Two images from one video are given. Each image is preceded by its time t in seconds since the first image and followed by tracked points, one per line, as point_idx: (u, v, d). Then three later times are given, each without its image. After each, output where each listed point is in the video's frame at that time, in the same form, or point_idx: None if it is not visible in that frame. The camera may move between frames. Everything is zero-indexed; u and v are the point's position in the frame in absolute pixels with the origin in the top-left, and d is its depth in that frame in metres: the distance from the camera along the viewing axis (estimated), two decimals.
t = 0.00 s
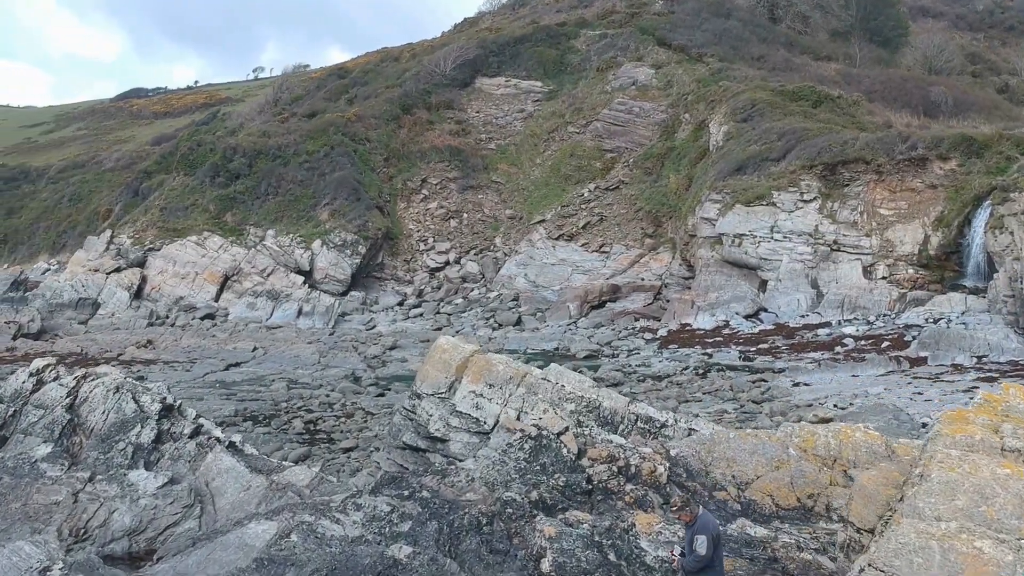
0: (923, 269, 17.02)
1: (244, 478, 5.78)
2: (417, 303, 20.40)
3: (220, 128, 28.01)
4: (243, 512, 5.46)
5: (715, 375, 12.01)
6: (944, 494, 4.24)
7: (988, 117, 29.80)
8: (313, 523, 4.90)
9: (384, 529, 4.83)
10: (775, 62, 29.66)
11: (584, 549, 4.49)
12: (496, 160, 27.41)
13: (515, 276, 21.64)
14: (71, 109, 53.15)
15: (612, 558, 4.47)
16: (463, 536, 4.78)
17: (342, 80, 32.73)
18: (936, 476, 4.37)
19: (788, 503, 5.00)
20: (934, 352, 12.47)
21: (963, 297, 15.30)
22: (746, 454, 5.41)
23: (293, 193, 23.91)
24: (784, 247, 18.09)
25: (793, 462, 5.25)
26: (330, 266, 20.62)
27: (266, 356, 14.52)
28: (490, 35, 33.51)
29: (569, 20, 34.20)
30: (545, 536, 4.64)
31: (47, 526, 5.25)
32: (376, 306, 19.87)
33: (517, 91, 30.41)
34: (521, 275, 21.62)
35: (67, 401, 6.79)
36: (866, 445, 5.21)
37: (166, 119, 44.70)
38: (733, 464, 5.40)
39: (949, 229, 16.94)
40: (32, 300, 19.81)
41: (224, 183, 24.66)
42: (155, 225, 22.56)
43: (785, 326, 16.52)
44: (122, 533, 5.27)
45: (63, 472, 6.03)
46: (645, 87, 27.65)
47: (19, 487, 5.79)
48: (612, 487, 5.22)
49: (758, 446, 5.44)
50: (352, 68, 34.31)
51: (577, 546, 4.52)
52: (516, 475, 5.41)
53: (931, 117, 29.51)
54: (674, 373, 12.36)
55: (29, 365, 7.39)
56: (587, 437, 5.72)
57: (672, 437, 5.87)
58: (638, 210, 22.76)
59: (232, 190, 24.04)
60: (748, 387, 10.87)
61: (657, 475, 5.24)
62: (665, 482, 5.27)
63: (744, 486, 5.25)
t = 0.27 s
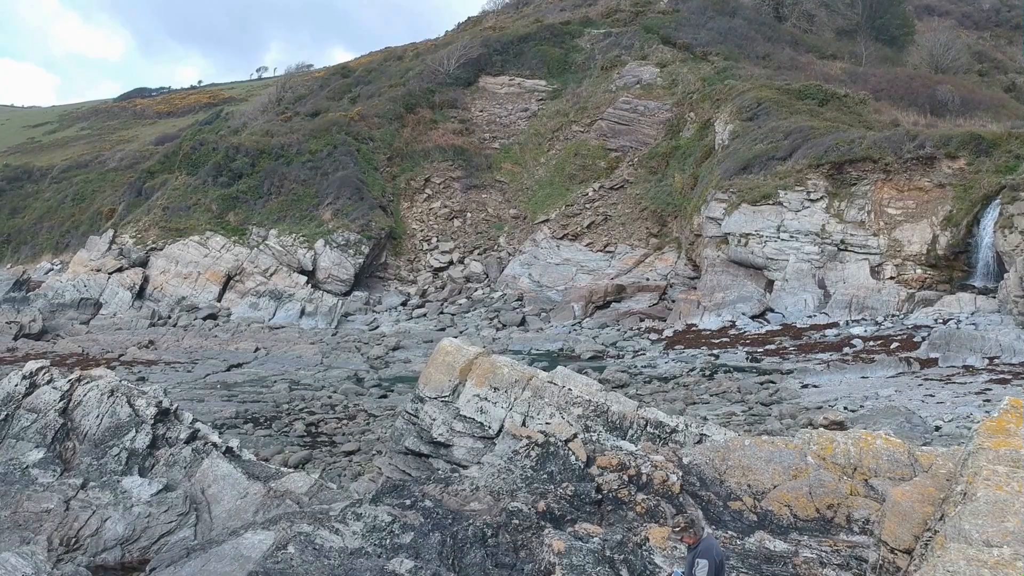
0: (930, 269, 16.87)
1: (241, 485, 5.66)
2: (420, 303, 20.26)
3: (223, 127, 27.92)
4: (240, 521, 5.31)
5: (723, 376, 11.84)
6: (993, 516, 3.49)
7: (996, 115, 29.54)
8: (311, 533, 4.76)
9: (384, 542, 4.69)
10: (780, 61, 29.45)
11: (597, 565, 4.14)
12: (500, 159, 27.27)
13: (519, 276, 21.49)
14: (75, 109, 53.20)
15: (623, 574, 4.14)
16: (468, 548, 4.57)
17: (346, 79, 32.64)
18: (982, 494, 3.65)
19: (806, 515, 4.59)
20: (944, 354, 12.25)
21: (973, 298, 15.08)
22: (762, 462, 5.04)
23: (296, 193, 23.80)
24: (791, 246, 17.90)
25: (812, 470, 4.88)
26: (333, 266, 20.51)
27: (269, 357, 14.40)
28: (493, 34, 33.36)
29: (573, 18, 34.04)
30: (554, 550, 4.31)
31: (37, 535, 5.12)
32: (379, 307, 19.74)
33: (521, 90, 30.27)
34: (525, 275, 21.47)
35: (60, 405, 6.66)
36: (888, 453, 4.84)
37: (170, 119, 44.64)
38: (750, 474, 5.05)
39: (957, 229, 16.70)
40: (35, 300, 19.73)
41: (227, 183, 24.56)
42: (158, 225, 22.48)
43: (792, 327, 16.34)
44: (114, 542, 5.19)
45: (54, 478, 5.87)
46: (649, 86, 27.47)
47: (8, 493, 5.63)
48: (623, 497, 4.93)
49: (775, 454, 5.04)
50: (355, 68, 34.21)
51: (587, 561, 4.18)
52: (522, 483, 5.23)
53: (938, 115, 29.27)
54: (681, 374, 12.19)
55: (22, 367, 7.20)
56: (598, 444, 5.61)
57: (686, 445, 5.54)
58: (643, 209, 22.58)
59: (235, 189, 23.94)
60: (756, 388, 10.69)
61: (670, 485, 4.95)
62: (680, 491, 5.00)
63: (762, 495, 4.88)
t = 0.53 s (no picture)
0: (938, 270, 16.68)
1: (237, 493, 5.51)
2: (424, 304, 20.13)
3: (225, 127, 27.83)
4: (236, 531, 5.17)
5: (730, 378, 11.67)
6: None
7: (1003, 114, 29.27)
8: (309, 546, 4.62)
9: (385, 554, 4.49)
10: (785, 60, 29.25)
11: None
12: (503, 158, 27.13)
13: (523, 276, 21.34)
14: (78, 109, 53.20)
15: None
16: (473, 563, 4.35)
17: (348, 78, 32.54)
18: None
19: (827, 528, 4.46)
20: (956, 355, 12.01)
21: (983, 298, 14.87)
22: (781, 472, 4.82)
23: (299, 193, 23.71)
24: (797, 246, 17.73)
25: (831, 480, 4.64)
26: (336, 266, 20.39)
27: (270, 358, 14.29)
28: (497, 33, 33.22)
29: (577, 17, 33.88)
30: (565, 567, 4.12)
31: (26, 546, 4.96)
32: (382, 307, 19.61)
33: (525, 89, 30.14)
34: (529, 275, 21.33)
35: (53, 410, 6.49)
36: (911, 463, 4.54)
37: (173, 119, 44.60)
38: (767, 483, 4.83)
39: (966, 229, 16.48)
40: (36, 300, 19.66)
41: (229, 182, 24.47)
42: (160, 225, 22.40)
43: (800, 327, 16.16)
44: (106, 553, 5.01)
45: (46, 486, 5.72)
46: (654, 85, 27.28)
47: None
48: (634, 507, 4.73)
49: (794, 462, 4.82)
50: (358, 67, 34.09)
51: None
52: (528, 494, 5.06)
53: (945, 114, 29.02)
54: (688, 376, 12.03)
55: (16, 370, 7.08)
56: (607, 452, 5.39)
57: (700, 455, 5.37)
58: (647, 209, 22.40)
59: (237, 189, 23.85)
60: (764, 390, 10.52)
61: (684, 495, 4.78)
62: (694, 502, 4.79)
63: (779, 507, 4.68)
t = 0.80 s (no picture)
0: (947, 270, 16.46)
1: (232, 501, 5.30)
2: (426, 304, 20.00)
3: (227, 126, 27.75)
4: (231, 542, 4.95)
5: (736, 380, 11.52)
6: None
7: (1010, 114, 29.02)
8: (306, 559, 4.35)
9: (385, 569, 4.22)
10: (790, 59, 29.05)
11: None
12: (507, 158, 27.00)
13: (526, 276, 21.20)
14: (81, 109, 53.24)
15: None
16: None
17: (351, 78, 32.44)
18: None
19: (847, 541, 4.18)
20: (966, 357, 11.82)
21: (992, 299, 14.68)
22: (798, 482, 4.64)
23: (301, 192, 23.60)
24: (804, 246, 17.55)
25: (852, 492, 4.46)
26: (338, 266, 20.27)
27: (272, 359, 14.17)
28: (500, 32, 33.10)
29: (580, 16, 33.73)
30: None
31: (11, 558, 4.52)
32: (384, 307, 19.48)
33: (529, 89, 30.00)
34: (532, 275, 21.18)
35: (43, 415, 6.17)
36: (936, 473, 4.42)
37: (176, 120, 44.58)
38: (783, 495, 4.64)
39: (974, 229, 16.28)
40: (38, 300, 19.59)
41: (231, 182, 24.38)
42: (162, 225, 22.31)
43: (806, 328, 15.97)
44: (95, 566, 4.63)
45: (34, 494, 5.36)
46: (658, 84, 27.12)
47: None
48: (644, 519, 4.49)
49: (812, 473, 4.64)
50: (361, 67, 33.98)
51: None
52: (534, 504, 4.79)
53: (951, 114, 28.78)
54: (693, 378, 11.88)
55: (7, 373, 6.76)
56: (616, 461, 5.27)
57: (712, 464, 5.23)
58: (651, 209, 22.24)
59: (240, 189, 23.75)
60: (771, 393, 10.36)
61: (696, 507, 4.53)
62: (708, 515, 4.58)
63: (796, 519, 4.45)
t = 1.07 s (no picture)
0: (954, 270, 16.26)
1: (222, 509, 5.15)
2: (429, 304, 19.87)
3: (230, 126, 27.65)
4: (221, 553, 4.78)
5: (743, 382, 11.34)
6: None
7: (1017, 113, 28.76)
8: (296, 574, 4.21)
9: None
10: (795, 57, 28.84)
11: None
12: (510, 158, 26.86)
13: (530, 277, 21.06)
14: (84, 109, 53.23)
15: None
16: None
17: (354, 77, 32.32)
18: None
19: (865, 557, 4.06)
20: (976, 358, 11.63)
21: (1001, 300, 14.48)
22: (813, 494, 4.49)
23: (303, 192, 23.50)
24: (809, 246, 17.37)
25: (869, 505, 4.33)
26: (340, 266, 20.16)
27: (273, 360, 14.05)
28: (504, 32, 32.96)
29: (584, 15, 33.56)
30: None
31: None
32: (387, 308, 19.34)
33: (532, 88, 29.85)
34: (536, 276, 21.03)
35: (31, 420, 6.04)
36: (957, 486, 4.33)
37: (179, 119, 44.52)
38: (797, 506, 4.49)
39: (982, 229, 16.08)
40: (38, 301, 19.51)
41: (233, 182, 24.28)
42: (163, 225, 22.23)
43: (812, 329, 15.80)
44: None
45: (20, 503, 5.29)
46: (662, 83, 26.95)
47: None
48: (652, 535, 4.28)
49: (829, 484, 4.50)
50: (364, 66, 33.86)
51: None
52: (535, 517, 4.57)
53: (958, 113, 28.53)
54: (698, 380, 11.73)
55: None
56: (621, 471, 5.05)
57: (721, 474, 5.02)
58: (656, 208, 22.08)
59: (241, 189, 23.64)
60: (778, 395, 10.20)
61: (706, 520, 4.38)
62: (719, 528, 4.40)
63: (812, 533, 4.29)
